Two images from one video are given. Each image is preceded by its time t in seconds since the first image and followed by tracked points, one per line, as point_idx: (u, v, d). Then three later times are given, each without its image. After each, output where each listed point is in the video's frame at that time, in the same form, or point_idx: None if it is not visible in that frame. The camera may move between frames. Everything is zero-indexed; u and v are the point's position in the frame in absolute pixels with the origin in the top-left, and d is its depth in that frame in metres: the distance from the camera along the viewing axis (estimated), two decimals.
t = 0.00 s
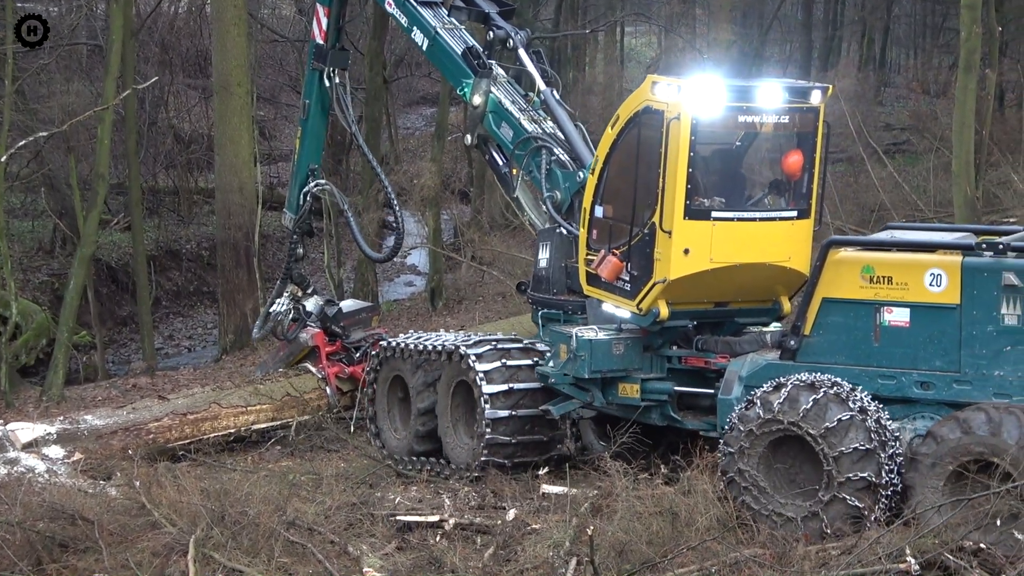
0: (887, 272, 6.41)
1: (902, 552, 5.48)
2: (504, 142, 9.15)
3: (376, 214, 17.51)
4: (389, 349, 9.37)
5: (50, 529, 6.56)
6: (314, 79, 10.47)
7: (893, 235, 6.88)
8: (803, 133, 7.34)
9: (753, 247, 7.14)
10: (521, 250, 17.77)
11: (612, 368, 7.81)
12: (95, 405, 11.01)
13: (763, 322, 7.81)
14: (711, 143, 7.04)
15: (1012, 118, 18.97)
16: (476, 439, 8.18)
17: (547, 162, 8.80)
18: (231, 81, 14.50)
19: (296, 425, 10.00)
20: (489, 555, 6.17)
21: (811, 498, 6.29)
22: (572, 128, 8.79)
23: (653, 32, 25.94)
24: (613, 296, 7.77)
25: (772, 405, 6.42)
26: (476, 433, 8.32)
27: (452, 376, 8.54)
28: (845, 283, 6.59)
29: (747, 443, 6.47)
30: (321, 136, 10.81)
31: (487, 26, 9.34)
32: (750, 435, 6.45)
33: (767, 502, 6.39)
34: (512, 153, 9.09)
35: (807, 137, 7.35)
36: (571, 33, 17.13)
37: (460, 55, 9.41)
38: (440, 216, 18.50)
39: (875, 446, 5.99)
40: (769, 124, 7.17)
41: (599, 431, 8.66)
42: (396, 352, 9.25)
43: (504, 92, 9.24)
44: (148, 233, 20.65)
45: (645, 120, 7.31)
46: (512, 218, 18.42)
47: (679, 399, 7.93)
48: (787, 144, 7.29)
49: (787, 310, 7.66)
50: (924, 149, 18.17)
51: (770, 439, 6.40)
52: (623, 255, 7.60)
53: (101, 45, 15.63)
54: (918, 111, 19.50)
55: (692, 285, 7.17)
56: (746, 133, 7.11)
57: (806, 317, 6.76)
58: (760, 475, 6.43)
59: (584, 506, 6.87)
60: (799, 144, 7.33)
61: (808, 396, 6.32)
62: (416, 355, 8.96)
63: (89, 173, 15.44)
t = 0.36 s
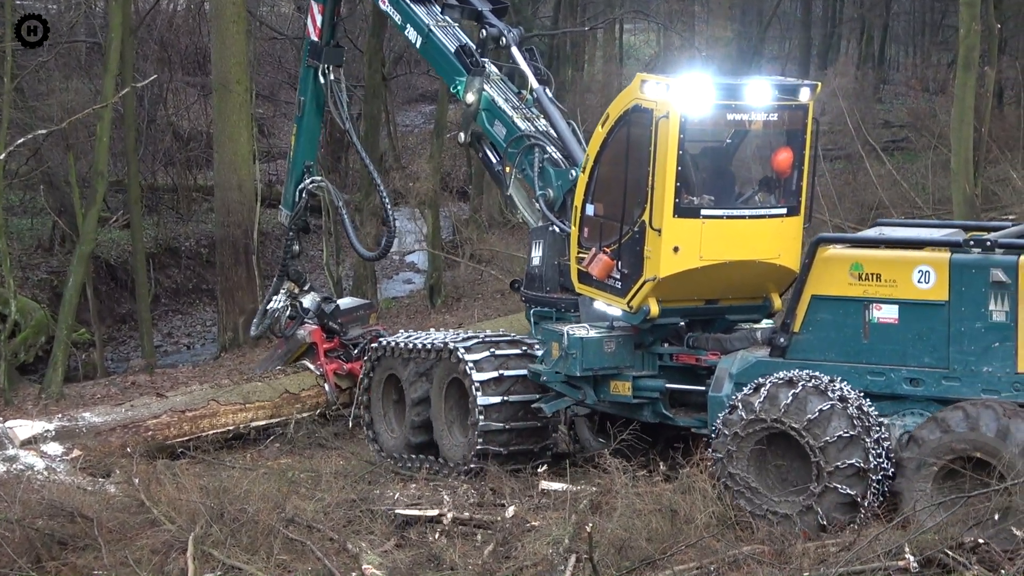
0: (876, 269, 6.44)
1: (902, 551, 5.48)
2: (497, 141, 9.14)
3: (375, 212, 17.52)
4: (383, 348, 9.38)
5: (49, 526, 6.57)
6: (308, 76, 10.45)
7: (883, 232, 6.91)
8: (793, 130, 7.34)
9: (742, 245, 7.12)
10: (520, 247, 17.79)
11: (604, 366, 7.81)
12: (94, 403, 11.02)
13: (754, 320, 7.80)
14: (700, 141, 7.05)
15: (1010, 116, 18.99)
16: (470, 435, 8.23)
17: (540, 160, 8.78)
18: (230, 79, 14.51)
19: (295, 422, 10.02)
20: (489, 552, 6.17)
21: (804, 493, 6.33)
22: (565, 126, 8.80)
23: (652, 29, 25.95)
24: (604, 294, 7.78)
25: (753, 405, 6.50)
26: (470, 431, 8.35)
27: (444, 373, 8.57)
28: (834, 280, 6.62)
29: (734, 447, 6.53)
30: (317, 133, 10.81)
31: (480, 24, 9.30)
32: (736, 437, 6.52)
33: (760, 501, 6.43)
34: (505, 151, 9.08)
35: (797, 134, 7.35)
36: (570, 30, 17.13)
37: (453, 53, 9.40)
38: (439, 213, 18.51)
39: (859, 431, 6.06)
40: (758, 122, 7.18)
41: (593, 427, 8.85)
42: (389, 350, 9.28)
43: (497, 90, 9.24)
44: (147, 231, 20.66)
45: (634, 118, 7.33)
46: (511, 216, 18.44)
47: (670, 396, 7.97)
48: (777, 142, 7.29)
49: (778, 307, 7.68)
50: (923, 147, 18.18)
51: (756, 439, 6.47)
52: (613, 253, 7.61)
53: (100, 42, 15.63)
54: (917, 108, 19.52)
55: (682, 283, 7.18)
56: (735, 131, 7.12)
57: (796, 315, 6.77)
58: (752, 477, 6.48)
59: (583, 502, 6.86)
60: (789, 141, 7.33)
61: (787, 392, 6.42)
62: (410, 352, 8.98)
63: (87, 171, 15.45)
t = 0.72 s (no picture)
0: (865, 266, 6.46)
1: (899, 549, 5.49)
2: (491, 139, 9.14)
3: (373, 211, 17.52)
4: (377, 346, 9.34)
5: (48, 525, 6.56)
6: (304, 73, 10.46)
7: (872, 228, 6.92)
8: (781, 126, 7.35)
9: (732, 242, 7.10)
10: (518, 245, 17.79)
11: (596, 363, 7.85)
12: (92, 401, 11.01)
13: (745, 316, 7.80)
14: (690, 138, 7.05)
15: (1008, 114, 18.99)
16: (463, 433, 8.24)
17: (533, 158, 8.80)
18: (229, 77, 14.50)
19: (294, 421, 10.03)
20: (488, 550, 6.15)
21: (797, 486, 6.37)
22: (558, 124, 8.80)
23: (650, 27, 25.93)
24: (595, 291, 7.79)
25: (735, 406, 6.55)
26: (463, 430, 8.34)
27: (438, 371, 8.57)
28: (823, 276, 6.63)
29: (722, 450, 6.57)
30: (313, 131, 10.81)
31: (473, 22, 9.27)
32: (723, 440, 6.56)
33: (754, 500, 6.46)
34: (498, 149, 9.08)
35: (787, 132, 7.36)
36: (568, 28, 17.13)
37: (447, 51, 9.39)
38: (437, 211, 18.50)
39: (842, 417, 6.12)
40: (748, 119, 7.19)
41: (591, 425, 8.83)
42: (383, 348, 9.27)
43: (490, 88, 9.19)
44: (145, 229, 20.65)
45: (625, 116, 7.33)
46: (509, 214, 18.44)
47: (662, 393, 7.98)
48: (767, 139, 7.30)
49: (770, 303, 7.64)
50: (920, 144, 18.19)
51: (743, 439, 6.51)
52: (605, 251, 7.62)
53: (98, 40, 15.61)
54: (915, 106, 19.52)
55: (673, 280, 7.17)
56: (725, 128, 7.13)
57: (786, 312, 6.77)
58: (744, 478, 6.52)
59: (581, 500, 6.86)
60: (778, 138, 7.34)
61: (767, 389, 6.47)
62: (406, 350, 8.92)
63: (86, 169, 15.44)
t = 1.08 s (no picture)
0: (854, 262, 6.46)
1: (898, 546, 5.51)
2: (484, 137, 9.11)
3: (371, 208, 17.51)
4: (371, 344, 9.38)
5: (47, 523, 6.56)
6: (300, 71, 10.44)
7: (861, 224, 6.91)
8: (771, 124, 7.35)
9: (722, 239, 7.13)
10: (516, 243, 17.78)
11: (587, 359, 7.81)
12: (91, 399, 11.02)
13: (736, 313, 7.86)
14: (680, 135, 7.05)
15: (1007, 112, 18.99)
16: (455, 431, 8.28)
17: (526, 156, 8.80)
18: (227, 75, 14.50)
19: (291, 419, 10.01)
20: (487, 548, 6.16)
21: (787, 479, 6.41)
22: (551, 122, 8.80)
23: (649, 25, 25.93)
24: (586, 288, 7.80)
25: (718, 407, 6.61)
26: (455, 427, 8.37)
27: (431, 369, 8.57)
28: (812, 272, 6.63)
29: (710, 453, 6.60)
30: (310, 128, 10.79)
31: (467, 19, 9.25)
32: (710, 442, 6.60)
33: (749, 498, 6.47)
34: (491, 147, 9.05)
35: (777, 129, 7.36)
36: (567, 25, 17.13)
37: (440, 49, 9.36)
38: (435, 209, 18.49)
39: (824, 404, 6.20)
40: (737, 117, 7.19)
41: (584, 421, 8.83)
42: (377, 346, 9.27)
43: (484, 86, 9.18)
44: (144, 227, 20.65)
45: (615, 113, 7.33)
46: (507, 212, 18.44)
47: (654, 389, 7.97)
48: (757, 136, 7.31)
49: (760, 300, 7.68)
50: (919, 142, 18.18)
51: (730, 440, 6.56)
52: (595, 248, 7.63)
53: (96, 38, 15.61)
54: (913, 103, 19.52)
55: (663, 277, 7.18)
56: (714, 125, 7.12)
57: (775, 308, 6.78)
58: (735, 477, 6.55)
59: (580, 498, 6.86)
60: (768, 135, 7.34)
61: (748, 387, 6.55)
62: (401, 348, 8.92)
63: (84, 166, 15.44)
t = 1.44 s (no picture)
0: (843, 259, 6.47)
1: (899, 545, 5.50)
2: (477, 135, 9.13)
3: (370, 207, 17.50)
4: (365, 343, 9.39)
5: (46, 522, 6.56)
6: (296, 69, 10.41)
7: (850, 221, 6.92)
8: (761, 122, 7.36)
9: (711, 237, 7.13)
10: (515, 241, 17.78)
11: (578, 358, 7.82)
12: (90, 398, 11.00)
13: (727, 311, 7.82)
14: (670, 134, 7.06)
15: (1006, 109, 18.98)
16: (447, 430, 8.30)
17: (518, 155, 8.82)
18: (226, 73, 14.50)
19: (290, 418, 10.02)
20: (486, 546, 6.17)
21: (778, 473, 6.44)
22: (543, 120, 8.81)
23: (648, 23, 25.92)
24: (577, 287, 7.80)
25: (703, 410, 6.69)
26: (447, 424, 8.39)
27: (424, 367, 8.58)
28: (802, 270, 6.63)
29: (701, 455, 6.63)
30: (307, 127, 10.79)
31: (459, 18, 9.22)
32: (699, 446, 6.65)
33: (744, 497, 6.50)
34: (485, 146, 9.07)
35: (766, 127, 7.37)
36: (566, 24, 17.13)
37: (433, 47, 9.35)
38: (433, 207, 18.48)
39: (804, 393, 6.28)
40: (727, 115, 7.19)
41: (578, 419, 8.92)
42: (371, 346, 9.29)
43: (477, 84, 9.17)
44: (143, 226, 20.65)
45: (605, 112, 7.34)
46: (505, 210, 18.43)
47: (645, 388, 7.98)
48: (746, 134, 7.31)
49: (751, 298, 7.67)
50: (918, 140, 18.16)
51: (718, 440, 6.61)
52: (586, 246, 7.63)
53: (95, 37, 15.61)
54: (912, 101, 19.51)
55: (653, 275, 7.18)
56: (704, 123, 7.13)
57: (765, 306, 6.79)
58: (728, 478, 6.59)
59: (579, 496, 6.87)
60: (758, 133, 7.35)
61: (729, 385, 6.63)
62: (394, 346, 8.93)
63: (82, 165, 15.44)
